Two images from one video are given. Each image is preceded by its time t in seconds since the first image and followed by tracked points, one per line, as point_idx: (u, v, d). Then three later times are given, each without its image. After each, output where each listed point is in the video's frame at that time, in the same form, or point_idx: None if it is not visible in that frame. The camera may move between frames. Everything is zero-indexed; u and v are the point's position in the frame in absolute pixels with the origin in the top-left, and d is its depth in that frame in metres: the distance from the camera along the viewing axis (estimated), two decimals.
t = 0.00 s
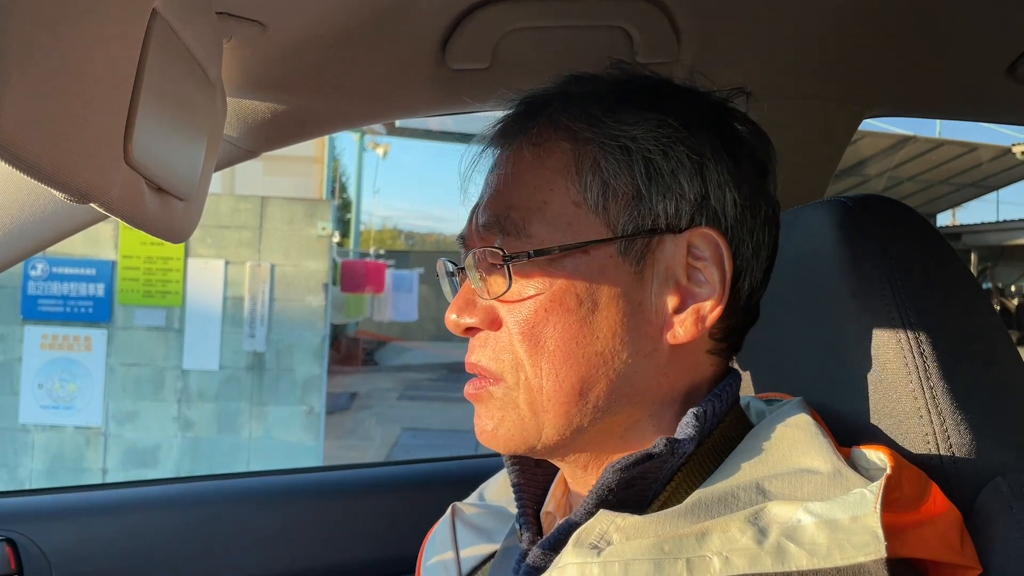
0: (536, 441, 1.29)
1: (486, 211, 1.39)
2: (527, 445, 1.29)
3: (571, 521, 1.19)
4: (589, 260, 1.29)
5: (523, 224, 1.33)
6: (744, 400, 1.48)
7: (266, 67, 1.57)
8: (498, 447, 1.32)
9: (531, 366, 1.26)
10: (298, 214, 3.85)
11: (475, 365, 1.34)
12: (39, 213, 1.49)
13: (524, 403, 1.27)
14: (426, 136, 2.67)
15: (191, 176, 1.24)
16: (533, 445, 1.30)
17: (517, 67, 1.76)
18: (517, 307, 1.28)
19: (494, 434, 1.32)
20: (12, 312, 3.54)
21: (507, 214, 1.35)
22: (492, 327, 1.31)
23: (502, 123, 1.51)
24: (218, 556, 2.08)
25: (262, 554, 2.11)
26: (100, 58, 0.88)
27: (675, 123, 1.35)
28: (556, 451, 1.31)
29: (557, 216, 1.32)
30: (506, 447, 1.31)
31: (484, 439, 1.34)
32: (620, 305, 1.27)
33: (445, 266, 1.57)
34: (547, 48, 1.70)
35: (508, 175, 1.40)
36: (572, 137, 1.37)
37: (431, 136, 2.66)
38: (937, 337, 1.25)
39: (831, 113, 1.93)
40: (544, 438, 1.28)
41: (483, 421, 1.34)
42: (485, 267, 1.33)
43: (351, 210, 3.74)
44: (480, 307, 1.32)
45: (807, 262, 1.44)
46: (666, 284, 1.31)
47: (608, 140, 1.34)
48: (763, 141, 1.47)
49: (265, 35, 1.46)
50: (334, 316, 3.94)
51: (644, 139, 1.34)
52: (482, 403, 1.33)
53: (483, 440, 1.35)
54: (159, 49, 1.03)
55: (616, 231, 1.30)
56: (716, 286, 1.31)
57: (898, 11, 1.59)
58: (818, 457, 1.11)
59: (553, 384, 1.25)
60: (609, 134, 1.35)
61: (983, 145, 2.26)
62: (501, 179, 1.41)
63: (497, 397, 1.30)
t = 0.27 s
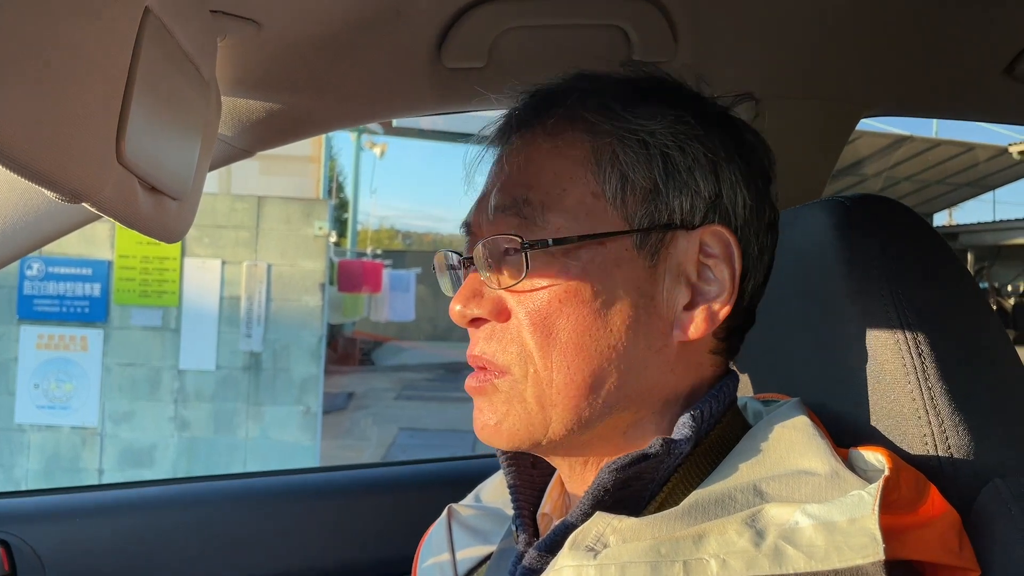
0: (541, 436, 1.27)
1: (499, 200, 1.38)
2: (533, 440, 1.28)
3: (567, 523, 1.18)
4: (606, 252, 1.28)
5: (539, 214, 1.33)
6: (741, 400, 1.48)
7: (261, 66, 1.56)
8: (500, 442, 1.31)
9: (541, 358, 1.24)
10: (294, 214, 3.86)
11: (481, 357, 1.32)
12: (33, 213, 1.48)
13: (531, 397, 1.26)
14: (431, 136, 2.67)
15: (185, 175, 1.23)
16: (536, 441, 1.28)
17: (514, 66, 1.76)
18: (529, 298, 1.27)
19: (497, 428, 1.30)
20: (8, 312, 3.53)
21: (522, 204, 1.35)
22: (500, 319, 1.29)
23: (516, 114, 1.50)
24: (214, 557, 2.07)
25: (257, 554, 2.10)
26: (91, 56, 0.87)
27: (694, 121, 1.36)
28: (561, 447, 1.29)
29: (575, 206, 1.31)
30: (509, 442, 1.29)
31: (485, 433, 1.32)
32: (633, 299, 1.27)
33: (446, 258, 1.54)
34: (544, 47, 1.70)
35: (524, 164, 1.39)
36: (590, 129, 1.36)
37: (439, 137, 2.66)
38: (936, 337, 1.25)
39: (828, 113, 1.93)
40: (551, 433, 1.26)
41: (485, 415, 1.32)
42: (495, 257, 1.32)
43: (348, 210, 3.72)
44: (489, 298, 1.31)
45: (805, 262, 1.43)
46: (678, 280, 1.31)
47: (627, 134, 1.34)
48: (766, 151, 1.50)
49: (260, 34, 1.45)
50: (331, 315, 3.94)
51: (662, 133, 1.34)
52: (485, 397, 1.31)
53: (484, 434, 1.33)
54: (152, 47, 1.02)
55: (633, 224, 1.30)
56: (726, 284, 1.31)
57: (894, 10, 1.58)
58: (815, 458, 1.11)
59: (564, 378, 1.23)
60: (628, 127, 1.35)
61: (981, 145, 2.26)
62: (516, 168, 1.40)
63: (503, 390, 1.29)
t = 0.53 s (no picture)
0: (550, 425, 1.27)
1: (521, 183, 1.38)
2: (543, 428, 1.27)
3: (564, 521, 1.18)
4: (632, 242, 1.29)
5: (566, 200, 1.33)
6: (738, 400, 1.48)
7: (258, 66, 1.56)
8: (504, 429, 1.30)
9: (561, 346, 1.24)
10: (292, 214, 3.86)
11: (492, 342, 1.31)
12: (28, 213, 1.47)
13: (546, 385, 1.25)
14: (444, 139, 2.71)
15: (182, 175, 1.22)
16: (543, 431, 1.28)
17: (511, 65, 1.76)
18: (551, 284, 1.27)
19: (504, 416, 1.29)
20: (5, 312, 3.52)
21: (548, 188, 1.35)
22: (517, 305, 1.29)
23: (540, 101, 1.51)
24: (211, 557, 2.07)
25: (254, 555, 2.09)
26: (86, 55, 0.86)
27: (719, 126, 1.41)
28: (568, 438, 1.29)
29: (603, 195, 1.33)
30: (514, 430, 1.29)
31: (488, 420, 1.31)
32: (655, 292, 1.28)
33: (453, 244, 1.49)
34: (542, 46, 1.69)
35: (549, 150, 1.40)
36: (618, 122, 1.38)
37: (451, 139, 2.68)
38: (933, 337, 1.25)
39: (826, 112, 1.93)
40: (563, 422, 1.26)
41: (489, 402, 1.31)
42: (516, 242, 1.32)
43: (345, 210, 3.71)
44: (506, 282, 1.30)
45: (803, 261, 1.43)
46: (695, 279, 1.34)
47: (656, 129, 1.37)
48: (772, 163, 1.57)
49: (256, 33, 1.44)
50: (328, 315, 3.95)
51: (689, 134, 1.38)
52: (493, 382, 1.31)
53: (486, 423, 1.32)
54: (147, 46, 1.02)
55: (658, 217, 1.32)
56: (740, 286, 1.36)
57: (891, 10, 1.58)
58: (812, 458, 1.11)
59: (584, 368, 1.24)
60: (658, 123, 1.38)
61: (976, 145, 2.27)
62: (542, 153, 1.41)
63: (514, 377, 1.28)
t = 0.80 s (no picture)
0: (557, 422, 1.26)
1: (531, 178, 1.38)
2: (550, 425, 1.27)
3: (559, 516, 1.18)
4: (642, 239, 1.29)
5: (576, 195, 1.33)
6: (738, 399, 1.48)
7: (256, 66, 1.56)
8: (511, 426, 1.28)
9: (571, 342, 1.24)
10: (291, 215, 3.85)
11: (499, 338, 1.30)
12: (27, 213, 1.47)
13: (554, 381, 1.25)
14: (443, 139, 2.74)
15: (181, 174, 1.22)
16: (550, 428, 1.27)
17: (510, 65, 1.76)
18: (561, 279, 1.27)
19: (510, 412, 1.28)
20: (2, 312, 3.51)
21: (558, 184, 1.35)
22: (526, 299, 1.29)
23: (548, 98, 1.51)
24: (208, 558, 2.07)
25: (252, 555, 2.09)
26: (86, 55, 0.86)
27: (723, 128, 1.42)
28: (573, 435, 1.28)
29: (613, 190, 1.33)
30: (521, 427, 1.28)
31: (494, 417, 1.30)
32: (663, 289, 1.29)
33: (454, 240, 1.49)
34: (540, 46, 1.70)
35: (558, 146, 1.40)
36: (627, 119, 1.39)
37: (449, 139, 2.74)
38: (931, 336, 1.25)
39: (824, 112, 1.93)
40: (570, 419, 1.26)
41: (495, 398, 1.30)
42: (527, 237, 1.33)
43: (343, 210, 3.71)
44: (515, 278, 1.30)
45: (800, 262, 1.44)
46: (701, 278, 1.34)
47: (665, 127, 1.37)
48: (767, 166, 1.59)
49: (255, 33, 1.44)
50: (326, 315, 3.94)
51: (698, 133, 1.39)
52: (500, 378, 1.30)
53: (492, 420, 1.31)
54: (147, 45, 1.02)
55: (667, 215, 1.32)
56: (745, 285, 1.37)
57: (890, 10, 1.59)
58: (811, 456, 1.11)
59: (594, 364, 1.24)
60: (667, 122, 1.38)
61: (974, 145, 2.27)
62: (552, 148, 1.40)
63: (522, 373, 1.28)
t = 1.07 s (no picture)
0: (563, 422, 1.26)
1: (538, 176, 1.38)
2: (556, 425, 1.26)
3: (557, 515, 1.18)
4: (650, 239, 1.30)
5: (585, 194, 1.33)
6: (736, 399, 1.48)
7: (255, 66, 1.56)
8: (516, 427, 1.28)
9: (579, 342, 1.24)
10: (289, 214, 3.84)
11: (504, 338, 1.30)
12: (24, 212, 1.47)
13: (561, 381, 1.25)
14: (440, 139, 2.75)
15: (179, 174, 1.22)
16: (556, 429, 1.27)
17: (508, 66, 1.76)
18: (569, 280, 1.27)
19: (516, 412, 1.27)
20: None
21: (566, 182, 1.35)
22: (533, 299, 1.28)
23: (555, 96, 1.50)
24: (206, 558, 2.06)
25: (250, 555, 2.09)
26: (85, 54, 0.87)
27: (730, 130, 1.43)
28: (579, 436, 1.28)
29: (622, 191, 1.33)
30: (527, 427, 1.27)
31: (499, 417, 1.29)
32: (670, 290, 1.29)
33: (457, 238, 1.49)
34: (538, 47, 1.70)
35: (566, 144, 1.40)
36: (635, 120, 1.39)
37: (449, 139, 2.72)
38: (929, 337, 1.25)
39: (822, 113, 1.94)
40: (577, 419, 1.26)
41: (499, 399, 1.29)
42: (533, 236, 1.33)
43: (341, 210, 3.71)
44: (521, 277, 1.30)
45: (799, 262, 1.44)
46: (706, 280, 1.35)
47: (673, 129, 1.38)
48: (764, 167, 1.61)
49: (253, 33, 1.45)
50: (324, 314, 3.95)
51: (705, 135, 1.39)
52: (506, 378, 1.29)
53: (496, 421, 1.30)
54: (146, 45, 1.02)
55: (674, 216, 1.33)
56: (749, 287, 1.38)
57: (888, 11, 1.59)
58: (810, 457, 1.11)
59: (603, 365, 1.24)
60: (675, 123, 1.39)
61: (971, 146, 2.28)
62: (560, 147, 1.40)
63: (528, 373, 1.27)
